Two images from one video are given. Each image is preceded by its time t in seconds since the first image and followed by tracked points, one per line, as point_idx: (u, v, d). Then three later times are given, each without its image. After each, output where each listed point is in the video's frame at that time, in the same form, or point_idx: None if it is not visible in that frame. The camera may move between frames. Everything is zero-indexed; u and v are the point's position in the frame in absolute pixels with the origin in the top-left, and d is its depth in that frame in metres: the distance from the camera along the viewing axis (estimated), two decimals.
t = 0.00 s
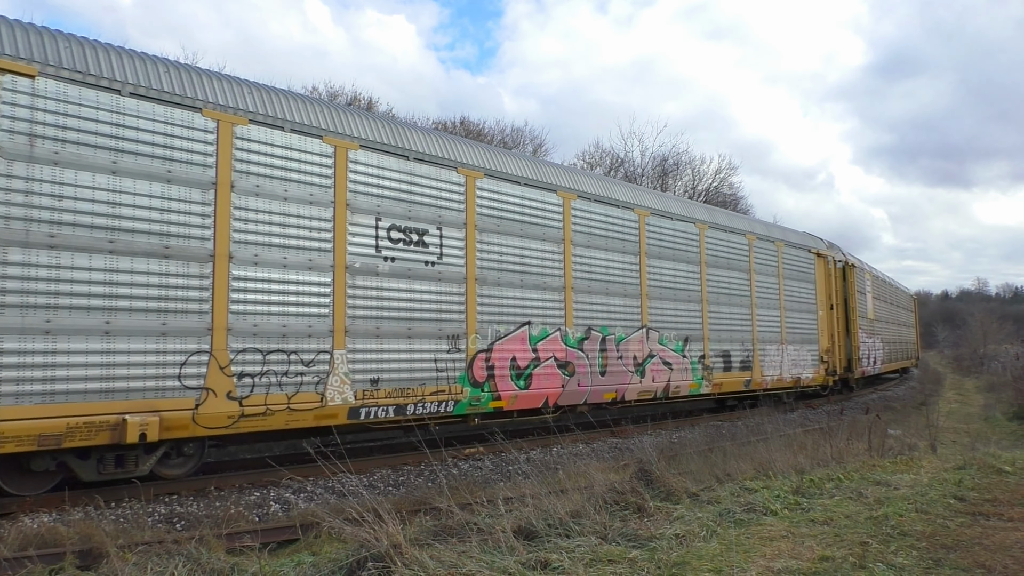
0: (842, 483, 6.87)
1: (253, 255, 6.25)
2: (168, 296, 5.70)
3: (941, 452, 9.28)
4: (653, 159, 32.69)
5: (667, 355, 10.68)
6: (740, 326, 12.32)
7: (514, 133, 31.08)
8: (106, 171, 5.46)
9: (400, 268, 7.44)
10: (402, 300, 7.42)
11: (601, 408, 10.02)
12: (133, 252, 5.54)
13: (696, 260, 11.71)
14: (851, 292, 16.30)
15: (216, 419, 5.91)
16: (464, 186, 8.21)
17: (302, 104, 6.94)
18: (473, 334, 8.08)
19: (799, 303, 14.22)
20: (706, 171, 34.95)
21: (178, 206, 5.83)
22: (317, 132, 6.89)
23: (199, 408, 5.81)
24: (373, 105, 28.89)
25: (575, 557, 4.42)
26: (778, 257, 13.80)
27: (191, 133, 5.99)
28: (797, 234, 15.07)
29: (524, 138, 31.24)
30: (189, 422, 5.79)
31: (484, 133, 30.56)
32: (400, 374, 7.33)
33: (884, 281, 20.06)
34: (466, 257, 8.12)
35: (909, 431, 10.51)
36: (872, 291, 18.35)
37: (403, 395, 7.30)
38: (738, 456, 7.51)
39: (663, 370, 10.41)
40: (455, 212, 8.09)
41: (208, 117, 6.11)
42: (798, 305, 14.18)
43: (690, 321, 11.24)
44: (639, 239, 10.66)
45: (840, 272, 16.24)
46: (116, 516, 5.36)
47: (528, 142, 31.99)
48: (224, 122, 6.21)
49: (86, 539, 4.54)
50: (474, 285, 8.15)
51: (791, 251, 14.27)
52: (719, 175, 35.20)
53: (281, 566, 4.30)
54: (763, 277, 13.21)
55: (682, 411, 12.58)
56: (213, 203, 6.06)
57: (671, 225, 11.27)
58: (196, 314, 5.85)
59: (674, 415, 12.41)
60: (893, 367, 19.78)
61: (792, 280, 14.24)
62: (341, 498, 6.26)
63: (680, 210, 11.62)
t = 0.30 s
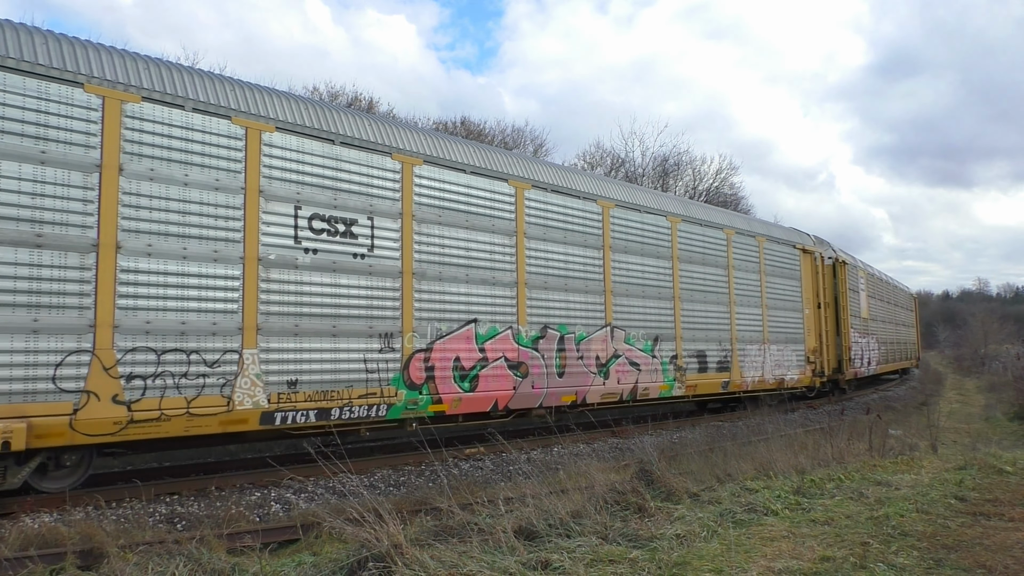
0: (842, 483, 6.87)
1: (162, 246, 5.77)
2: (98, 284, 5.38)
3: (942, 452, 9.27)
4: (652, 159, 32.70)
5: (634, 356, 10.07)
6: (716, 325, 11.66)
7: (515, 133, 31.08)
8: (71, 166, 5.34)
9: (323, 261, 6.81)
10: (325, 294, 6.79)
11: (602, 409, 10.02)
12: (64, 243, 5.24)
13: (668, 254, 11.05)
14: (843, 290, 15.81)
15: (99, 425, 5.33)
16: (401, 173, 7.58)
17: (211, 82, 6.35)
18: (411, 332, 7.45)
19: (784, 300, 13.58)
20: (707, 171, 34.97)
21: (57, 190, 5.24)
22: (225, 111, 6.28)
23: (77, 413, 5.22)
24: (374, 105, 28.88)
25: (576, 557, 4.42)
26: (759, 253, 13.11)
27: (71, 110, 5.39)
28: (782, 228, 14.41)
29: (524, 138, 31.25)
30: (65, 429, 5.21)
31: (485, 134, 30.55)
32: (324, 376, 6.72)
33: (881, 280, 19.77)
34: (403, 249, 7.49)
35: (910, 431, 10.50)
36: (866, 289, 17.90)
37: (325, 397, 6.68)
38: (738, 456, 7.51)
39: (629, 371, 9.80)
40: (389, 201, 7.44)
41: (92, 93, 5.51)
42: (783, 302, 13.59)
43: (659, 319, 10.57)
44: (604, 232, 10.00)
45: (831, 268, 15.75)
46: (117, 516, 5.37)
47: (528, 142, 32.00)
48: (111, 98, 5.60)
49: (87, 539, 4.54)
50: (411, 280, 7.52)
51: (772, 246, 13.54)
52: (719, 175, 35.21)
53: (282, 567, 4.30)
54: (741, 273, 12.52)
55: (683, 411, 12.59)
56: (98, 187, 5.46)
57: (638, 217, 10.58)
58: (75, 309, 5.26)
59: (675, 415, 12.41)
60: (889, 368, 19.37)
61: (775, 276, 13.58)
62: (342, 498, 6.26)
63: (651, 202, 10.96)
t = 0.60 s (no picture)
0: (841, 483, 6.88)
1: (96, 240, 5.44)
2: None
3: (941, 452, 9.27)
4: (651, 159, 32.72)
5: (595, 356, 9.48)
6: (686, 325, 11.04)
7: (514, 134, 31.08)
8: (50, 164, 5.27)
9: (231, 253, 6.18)
10: (231, 288, 6.15)
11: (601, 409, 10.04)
12: (40, 243, 5.15)
13: (634, 249, 10.43)
14: (830, 288, 15.31)
15: None
16: (326, 159, 6.96)
17: (102, 57, 5.77)
18: (335, 331, 6.83)
19: (763, 298, 13.00)
20: (706, 171, 35.00)
21: None
22: (111, 87, 5.66)
23: None
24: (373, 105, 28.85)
25: (574, 557, 4.43)
26: (736, 249, 12.48)
27: None
28: (763, 223, 13.78)
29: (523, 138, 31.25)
30: None
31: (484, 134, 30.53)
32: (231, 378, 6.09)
33: (874, 277, 19.40)
34: (326, 241, 6.87)
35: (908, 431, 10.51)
36: (856, 287, 17.44)
37: (232, 401, 6.06)
38: (737, 456, 7.52)
39: (587, 372, 9.22)
40: (310, 187, 6.81)
41: None
42: (765, 300, 13.05)
43: (621, 319, 9.93)
44: (562, 224, 9.38)
45: (817, 266, 15.25)
46: (115, 516, 5.37)
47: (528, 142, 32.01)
48: None
49: (85, 539, 4.54)
50: (335, 274, 6.89)
51: (748, 241, 12.89)
52: (718, 176, 35.25)
53: (281, 567, 4.30)
54: (715, 269, 11.88)
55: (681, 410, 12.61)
56: None
57: (599, 209, 9.93)
58: None
59: (674, 414, 12.42)
60: (881, 368, 18.95)
61: (753, 273, 12.96)
62: (341, 498, 6.27)
63: (616, 193, 10.34)
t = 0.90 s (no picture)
0: (841, 483, 6.88)
1: None
2: None
3: (941, 452, 9.27)
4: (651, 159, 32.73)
5: (552, 357, 8.90)
6: (653, 323, 10.41)
7: (514, 134, 31.08)
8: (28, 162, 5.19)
9: (123, 244, 5.59)
10: (123, 282, 5.57)
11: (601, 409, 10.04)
12: None
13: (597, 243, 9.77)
14: (818, 284, 14.76)
15: None
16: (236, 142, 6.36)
17: None
18: (244, 330, 6.21)
19: (742, 295, 12.37)
20: (706, 171, 35.00)
21: None
22: None
23: None
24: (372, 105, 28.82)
25: (575, 557, 4.42)
26: (712, 243, 11.83)
27: None
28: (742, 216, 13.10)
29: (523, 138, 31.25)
30: None
31: (484, 134, 30.52)
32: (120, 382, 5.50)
33: (866, 274, 18.98)
34: (236, 231, 6.26)
35: (908, 431, 10.51)
36: (846, 284, 16.95)
37: (119, 406, 5.48)
38: (737, 456, 7.52)
39: (540, 375, 8.65)
40: (218, 172, 6.22)
41: None
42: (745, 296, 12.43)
43: (579, 317, 9.32)
44: (514, 216, 8.74)
45: (803, 261, 14.71)
46: (116, 516, 5.37)
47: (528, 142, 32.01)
48: None
49: (85, 539, 4.54)
50: (247, 268, 6.28)
51: (724, 235, 12.21)
52: (718, 176, 35.24)
53: (281, 566, 4.30)
54: (688, 264, 11.24)
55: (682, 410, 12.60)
56: None
57: (554, 198, 9.28)
58: None
59: (674, 414, 12.42)
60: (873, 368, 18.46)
61: (731, 269, 12.33)
62: (341, 498, 6.27)
63: (578, 183, 9.69)
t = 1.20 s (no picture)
0: (841, 483, 6.88)
1: None
2: None
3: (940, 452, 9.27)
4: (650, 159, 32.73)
5: (501, 357, 8.31)
6: (618, 322, 9.83)
7: (514, 133, 31.08)
8: None
9: (106, 241, 5.57)
10: None
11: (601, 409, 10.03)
12: None
13: (553, 236, 9.16)
14: (803, 281, 14.19)
15: None
16: (128, 121, 5.76)
17: None
18: (136, 327, 5.63)
19: (717, 292, 11.75)
20: (706, 171, 35.00)
21: None
22: None
23: None
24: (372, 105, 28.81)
25: (574, 557, 4.42)
26: (684, 236, 11.19)
27: None
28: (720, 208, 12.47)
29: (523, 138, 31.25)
30: None
31: (483, 134, 30.50)
32: None
33: (856, 271, 18.48)
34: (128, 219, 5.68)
35: (907, 430, 10.51)
36: (834, 281, 16.42)
37: None
38: (737, 456, 7.52)
39: (487, 377, 8.08)
40: (106, 155, 5.62)
41: None
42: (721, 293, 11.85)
43: (534, 315, 8.77)
44: (460, 206, 8.13)
45: (787, 257, 14.15)
46: (115, 516, 5.37)
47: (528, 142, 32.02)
48: None
49: (84, 539, 4.53)
50: (140, 259, 5.70)
51: (699, 228, 11.58)
52: (717, 176, 35.24)
53: (280, 567, 4.30)
54: (657, 259, 10.63)
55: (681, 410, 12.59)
56: None
57: (505, 187, 8.66)
58: None
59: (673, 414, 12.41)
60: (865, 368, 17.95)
61: (705, 264, 11.73)
62: (340, 498, 6.26)
63: (532, 172, 9.06)
